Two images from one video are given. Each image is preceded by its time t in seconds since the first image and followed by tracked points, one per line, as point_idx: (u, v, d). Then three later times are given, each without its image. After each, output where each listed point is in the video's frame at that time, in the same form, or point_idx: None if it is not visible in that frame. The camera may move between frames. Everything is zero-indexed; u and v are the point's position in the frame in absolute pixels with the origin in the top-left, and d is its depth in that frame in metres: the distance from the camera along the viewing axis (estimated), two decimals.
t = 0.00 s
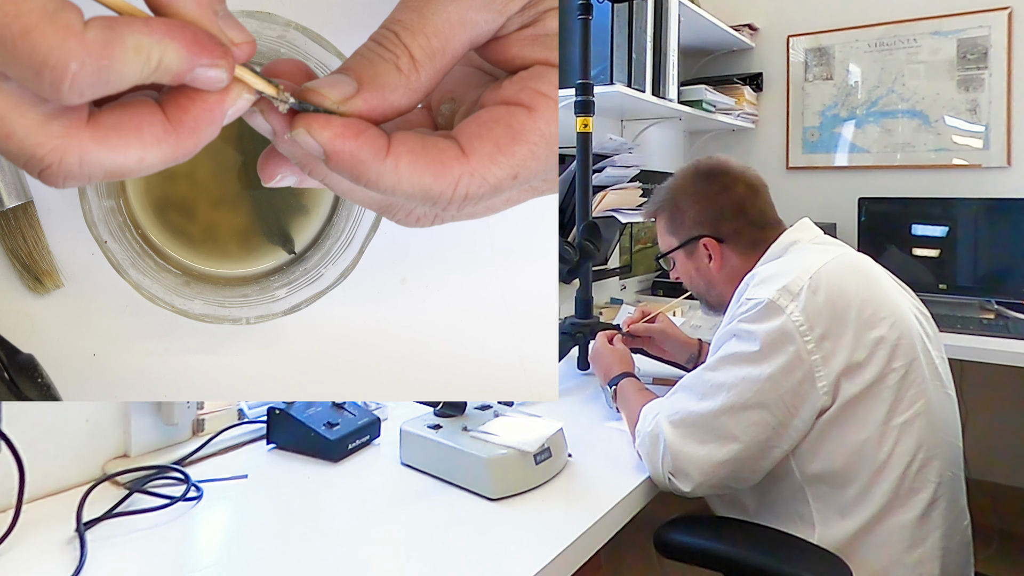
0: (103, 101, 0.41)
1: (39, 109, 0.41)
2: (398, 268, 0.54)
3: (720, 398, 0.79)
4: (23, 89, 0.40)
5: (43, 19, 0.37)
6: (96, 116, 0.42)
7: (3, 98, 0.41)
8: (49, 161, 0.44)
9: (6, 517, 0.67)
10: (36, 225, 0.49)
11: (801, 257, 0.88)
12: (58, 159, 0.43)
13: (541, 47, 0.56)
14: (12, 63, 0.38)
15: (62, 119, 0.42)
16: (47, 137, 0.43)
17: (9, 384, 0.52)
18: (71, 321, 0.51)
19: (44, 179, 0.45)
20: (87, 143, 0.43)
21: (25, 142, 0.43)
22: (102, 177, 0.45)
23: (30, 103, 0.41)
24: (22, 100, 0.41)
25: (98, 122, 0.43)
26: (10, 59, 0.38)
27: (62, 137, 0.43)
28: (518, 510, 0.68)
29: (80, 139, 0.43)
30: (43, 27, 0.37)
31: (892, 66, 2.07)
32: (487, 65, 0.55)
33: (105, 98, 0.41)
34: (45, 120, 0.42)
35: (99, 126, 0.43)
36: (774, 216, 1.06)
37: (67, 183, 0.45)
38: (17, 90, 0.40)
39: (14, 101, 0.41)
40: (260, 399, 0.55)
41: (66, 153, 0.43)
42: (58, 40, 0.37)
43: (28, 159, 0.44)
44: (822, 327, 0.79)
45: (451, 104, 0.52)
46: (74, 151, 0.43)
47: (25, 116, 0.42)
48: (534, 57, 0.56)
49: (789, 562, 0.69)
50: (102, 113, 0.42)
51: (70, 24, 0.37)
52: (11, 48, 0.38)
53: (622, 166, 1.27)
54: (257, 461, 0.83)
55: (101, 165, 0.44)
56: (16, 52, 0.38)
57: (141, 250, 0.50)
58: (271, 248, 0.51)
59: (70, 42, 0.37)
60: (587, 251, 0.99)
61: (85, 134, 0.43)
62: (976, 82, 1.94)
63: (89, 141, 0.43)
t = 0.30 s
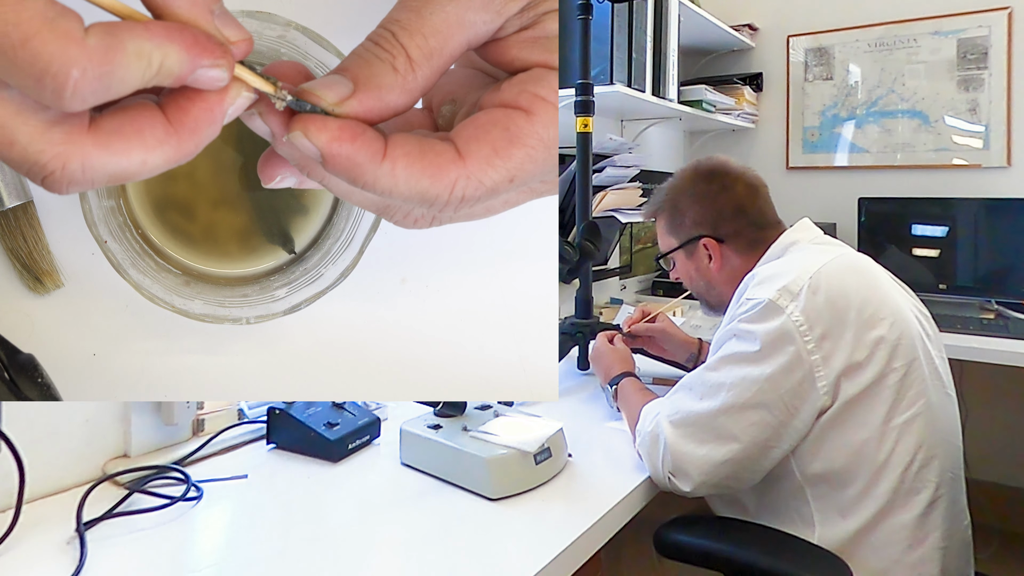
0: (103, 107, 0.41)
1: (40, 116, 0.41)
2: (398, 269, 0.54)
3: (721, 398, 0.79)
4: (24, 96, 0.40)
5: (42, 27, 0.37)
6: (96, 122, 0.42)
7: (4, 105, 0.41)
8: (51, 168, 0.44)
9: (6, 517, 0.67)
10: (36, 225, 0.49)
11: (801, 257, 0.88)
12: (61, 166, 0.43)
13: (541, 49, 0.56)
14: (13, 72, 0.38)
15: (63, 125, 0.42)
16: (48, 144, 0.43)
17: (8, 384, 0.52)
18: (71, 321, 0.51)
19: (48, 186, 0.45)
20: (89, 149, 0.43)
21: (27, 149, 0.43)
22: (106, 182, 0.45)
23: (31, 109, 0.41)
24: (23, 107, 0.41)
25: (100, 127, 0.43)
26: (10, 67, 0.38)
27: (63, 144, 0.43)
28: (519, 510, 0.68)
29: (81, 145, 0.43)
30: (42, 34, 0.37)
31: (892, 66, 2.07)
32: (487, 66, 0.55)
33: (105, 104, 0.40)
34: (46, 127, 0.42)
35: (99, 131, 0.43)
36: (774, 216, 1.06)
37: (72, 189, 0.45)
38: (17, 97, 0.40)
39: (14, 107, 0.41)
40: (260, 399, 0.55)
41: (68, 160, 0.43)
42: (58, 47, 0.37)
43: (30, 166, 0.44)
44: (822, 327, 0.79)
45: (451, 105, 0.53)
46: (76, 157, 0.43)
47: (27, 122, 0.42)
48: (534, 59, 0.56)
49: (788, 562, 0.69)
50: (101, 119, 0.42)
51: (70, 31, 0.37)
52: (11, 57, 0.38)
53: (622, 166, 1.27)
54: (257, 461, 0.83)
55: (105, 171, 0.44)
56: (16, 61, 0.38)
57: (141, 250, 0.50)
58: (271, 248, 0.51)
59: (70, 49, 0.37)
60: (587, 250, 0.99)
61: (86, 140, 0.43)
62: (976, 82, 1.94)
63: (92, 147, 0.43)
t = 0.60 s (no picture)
0: (101, 109, 0.41)
1: (39, 118, 0.41)
2: (397, 269, 0.54)
3: (720, 398, 0.79)
4: (23, 99, 0.40)
5: (40, 29, 0.37)
6: (95, 124, 0.42)
7: (4, 108, 0.41)
8: (50, 171, 0.43)
9: (6, 517, 0.67)
10: (36, 225, 0.49)
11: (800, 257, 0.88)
12: (60, 169, 0.43)
13: (535, 47, 0.56)
14: (12, 75, 0.38)
15: (62, 127, 0.42)
16: (47, 146, 0.42)
17: (9, 384, 0.52)
18: (71, 321, 0.51)
19: (47, 190, 0.45)
20: (88, 151, 0.43)
21: (26, 151, 0.43)
22: (106, 184, 0.45)
23: (30, 111, 0.41)
24: (22, 108, 0.41)
25: (97, 129, 0.42)
26: (8, 70, 0.38)
27: (63, 146, 0.42)
28: (519, 510, 0.68)
29: (80, 147, 0.43)
30: (41, 37, 0.37)
31: (892, 66, 2.07)
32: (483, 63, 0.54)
33: (104, 105, 0.40)
34: (44, 129, 0.42)
35: (98, 133, 0.42)
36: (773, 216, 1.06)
37: (71, 192, 0.45)
38: (16, 99, 0.40)
39: (14, 109, 0.41)
40: (260, 399, 0.55)
41: (67, 162, 0.43)
42: (57, 50, 0.37)
43: (29, 169, 0.44)
44: (822, 327, 0.79)
45: (448, 103, 0.53)
46: (75, 159, 0.43)
47: (27, 124, 0.42)
48: (529, 58, 0.56)
49: (788, 561, 0.69)
50: (100, 120, 0.42)
51: (68, 32, 0.37)
52: (9, 60, 0.37)
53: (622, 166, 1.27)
54: (257, 461, 0.83)
55: (104, 173, 0.44)
56: (15, 64, 0.38)
57: (141, 250, 0.50)
58: (271, 248, 0.51)
59: (69, 51, 0.37)
60: (587, 250, 0.99)
61: (85, 142, 0.43)
62: (976, 82, 1.94)
63: (90, 148, 0.43)
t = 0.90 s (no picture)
0: (94, 112, 0.41)
1: (32, 123, 0.41)
2: (397, 269, 0.54)
3: (720, 397, 0.79)
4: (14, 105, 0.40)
5: (32, 34, 0.37)
6: (88, 127, 0.42)
7: None
8: (45, 175, 0.43)
9: (6, 517, 0.67)
10: (36, 225, 0.49)
11: (799, 256, 0.88)
12: (55, 173, 0.43)
13: (535, 46, 0.56)
14: (3, 81, 0.38)
15: (56, 132, 0.42)
16: (41, 150, 0.42)
17: (9, 384, 0.52)
18: (71, 322, 0.51)
19: (42, 193, 0.45)
20: (82, 155, 0.43)
21: (20, 156, 0.43)
22: (101, 186, 0.45)
23: (23, 117, 0.41)
24: (14, 114, 0.41)
25: (91, 132, 0.42)
26: None
27: (57, 150, 0.42)
28: (518, 510, 0.68)
29: (75, 151, 0.43)
30: (32, 42, 0.37)
31: (891, 66, 2.07)
32: (484, 63, 0.55)
33: (97, 109, 0.40)
34: (38, 133, 0.42)
35: (92, 136, 0.42)
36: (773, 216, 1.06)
37: (66, 196, 0.45)
38: (10, 105, 0.40)
39: (7, 114, 0.41)
40: (260, 399, 0.55)
41: (62, 167, 0.43)
42: (46, 56, 0.37)
43: (24, 173, 0.43)
44: (822, 327, 0.79)
45: (447, 102, 0.53)
46: (70, 163, 0.43)
47: (20, 129, 0.42)
48: (529, 57, 0.56)
49: (789, 562, 0.69)
50: (93, 124, 0.42)
51: (59, 39, 0.37)
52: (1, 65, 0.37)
53: (622, 166, 1.27)
54: (257, 461, 0.83)
55: (100, 176, 0.44)
56: (6, 70, 0.38)
57: (141, 250, 0.50)
58: (271, 248, 0.51)
59: (59, 57, 0.37)
60: (587, 250, 0.99)
61: (79, 146, 0.42)
62: (976, 82, 1.94)
63: (85, 152, 0.43)
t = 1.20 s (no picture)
0: (98, 113, 0.41)
1: (35, 123, 0.41)
2: (397, 269, 0.54)
3: (720, 398, 0.79)
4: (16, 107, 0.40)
5: (35, 36, 0.37)
6: (91, 128, 0.42)
7: None
8: (48, 176, 0.43)
9: (6, 517, 0.67)
10: (36, 225, 0.49)
11: (800, 257, 0.88)
12: (57, 173, 0.43)
13: (536, 48, 0.56)
14: (7, 83, 0.38)
15: (59, 133, 0.41)
16: (43, 151, 0.42)
17: (9, 384, 0.52)
18: (71, 322, 0.51)
19: (44, 193, 0.44)
20: (85, 155, 0.43)
21: (23, 156, 0.42)
22: (104, 187, 0.45)
23: (26, 118, 0.41)
24: (18, 115, 0.40)
25: (94, 132, 0.42)
26: (3, 80, 0.37)
27: (59, 151, 0.42)
28: (519, 510, 0.68)
29: (78, 151, 0.42)
30: (35, 46, 0.37)
31: (892, 66, 2.07)
32: (484, 64, 0.55)
33: (100, 110, 0.40)
34: (40, 134, 0.42)
35: (95, 136, 0.42)
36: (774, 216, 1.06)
37: (70, 195, 0.45)
38: (12, 106, 0.40)
39: (10, 115, 0.40)
40: (260, 399, 0.55)
41: (65, 167, 0.43)
42: (50, 59, 0.37)
43: (26, 173, 0.43)
44: (822, 327, 0.79)
45: (449, 104, 0.53)
46: (73, 164, 0.43)
47: (22, 130, 0.41)
48: (529, 58, 0.56)
49: (789, 562, 0.69)
50: (96, 124, 0.42)
51: (62, 42, 0.37)
52: (3, 68, 0.37)
53: (622, 166, 1.27)
54: (257, 461, 0.83)
55: (102, 176, 0.44)
56: (9, 73, 0.37)
57: (141, 250, 0.50)
58: (271, 248, 0.51)
59: (63, 60, 0.37)
60: (587, 250, 0.99)
61: (82, 146, 0.42)
62: (976, 82, 1.94)
63: (87, 153, 0.43)
